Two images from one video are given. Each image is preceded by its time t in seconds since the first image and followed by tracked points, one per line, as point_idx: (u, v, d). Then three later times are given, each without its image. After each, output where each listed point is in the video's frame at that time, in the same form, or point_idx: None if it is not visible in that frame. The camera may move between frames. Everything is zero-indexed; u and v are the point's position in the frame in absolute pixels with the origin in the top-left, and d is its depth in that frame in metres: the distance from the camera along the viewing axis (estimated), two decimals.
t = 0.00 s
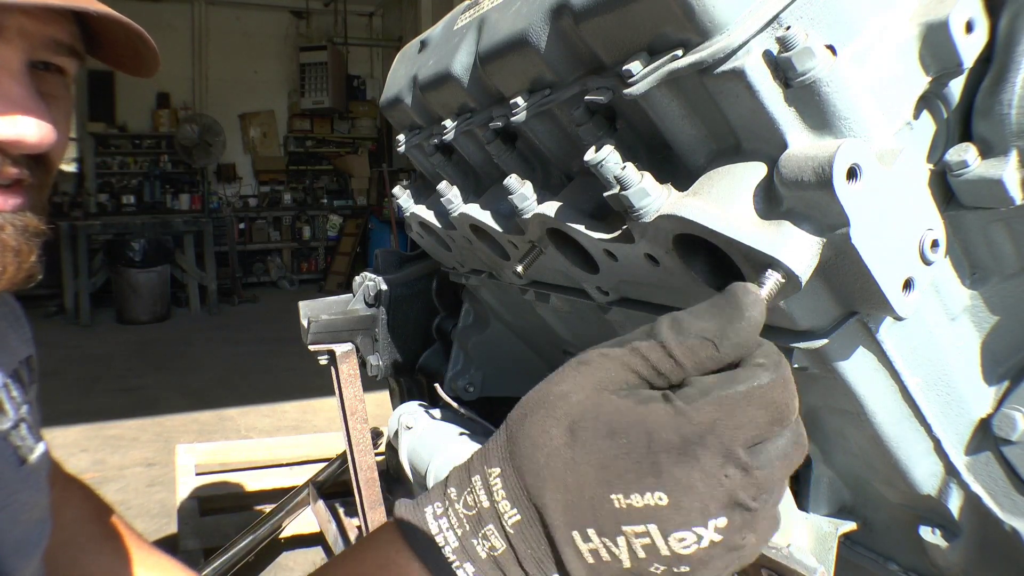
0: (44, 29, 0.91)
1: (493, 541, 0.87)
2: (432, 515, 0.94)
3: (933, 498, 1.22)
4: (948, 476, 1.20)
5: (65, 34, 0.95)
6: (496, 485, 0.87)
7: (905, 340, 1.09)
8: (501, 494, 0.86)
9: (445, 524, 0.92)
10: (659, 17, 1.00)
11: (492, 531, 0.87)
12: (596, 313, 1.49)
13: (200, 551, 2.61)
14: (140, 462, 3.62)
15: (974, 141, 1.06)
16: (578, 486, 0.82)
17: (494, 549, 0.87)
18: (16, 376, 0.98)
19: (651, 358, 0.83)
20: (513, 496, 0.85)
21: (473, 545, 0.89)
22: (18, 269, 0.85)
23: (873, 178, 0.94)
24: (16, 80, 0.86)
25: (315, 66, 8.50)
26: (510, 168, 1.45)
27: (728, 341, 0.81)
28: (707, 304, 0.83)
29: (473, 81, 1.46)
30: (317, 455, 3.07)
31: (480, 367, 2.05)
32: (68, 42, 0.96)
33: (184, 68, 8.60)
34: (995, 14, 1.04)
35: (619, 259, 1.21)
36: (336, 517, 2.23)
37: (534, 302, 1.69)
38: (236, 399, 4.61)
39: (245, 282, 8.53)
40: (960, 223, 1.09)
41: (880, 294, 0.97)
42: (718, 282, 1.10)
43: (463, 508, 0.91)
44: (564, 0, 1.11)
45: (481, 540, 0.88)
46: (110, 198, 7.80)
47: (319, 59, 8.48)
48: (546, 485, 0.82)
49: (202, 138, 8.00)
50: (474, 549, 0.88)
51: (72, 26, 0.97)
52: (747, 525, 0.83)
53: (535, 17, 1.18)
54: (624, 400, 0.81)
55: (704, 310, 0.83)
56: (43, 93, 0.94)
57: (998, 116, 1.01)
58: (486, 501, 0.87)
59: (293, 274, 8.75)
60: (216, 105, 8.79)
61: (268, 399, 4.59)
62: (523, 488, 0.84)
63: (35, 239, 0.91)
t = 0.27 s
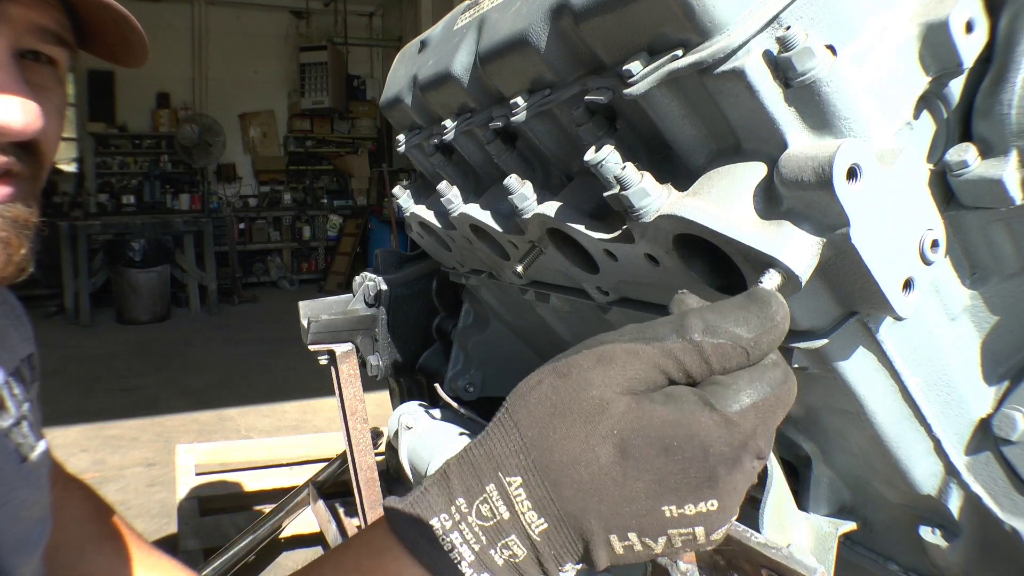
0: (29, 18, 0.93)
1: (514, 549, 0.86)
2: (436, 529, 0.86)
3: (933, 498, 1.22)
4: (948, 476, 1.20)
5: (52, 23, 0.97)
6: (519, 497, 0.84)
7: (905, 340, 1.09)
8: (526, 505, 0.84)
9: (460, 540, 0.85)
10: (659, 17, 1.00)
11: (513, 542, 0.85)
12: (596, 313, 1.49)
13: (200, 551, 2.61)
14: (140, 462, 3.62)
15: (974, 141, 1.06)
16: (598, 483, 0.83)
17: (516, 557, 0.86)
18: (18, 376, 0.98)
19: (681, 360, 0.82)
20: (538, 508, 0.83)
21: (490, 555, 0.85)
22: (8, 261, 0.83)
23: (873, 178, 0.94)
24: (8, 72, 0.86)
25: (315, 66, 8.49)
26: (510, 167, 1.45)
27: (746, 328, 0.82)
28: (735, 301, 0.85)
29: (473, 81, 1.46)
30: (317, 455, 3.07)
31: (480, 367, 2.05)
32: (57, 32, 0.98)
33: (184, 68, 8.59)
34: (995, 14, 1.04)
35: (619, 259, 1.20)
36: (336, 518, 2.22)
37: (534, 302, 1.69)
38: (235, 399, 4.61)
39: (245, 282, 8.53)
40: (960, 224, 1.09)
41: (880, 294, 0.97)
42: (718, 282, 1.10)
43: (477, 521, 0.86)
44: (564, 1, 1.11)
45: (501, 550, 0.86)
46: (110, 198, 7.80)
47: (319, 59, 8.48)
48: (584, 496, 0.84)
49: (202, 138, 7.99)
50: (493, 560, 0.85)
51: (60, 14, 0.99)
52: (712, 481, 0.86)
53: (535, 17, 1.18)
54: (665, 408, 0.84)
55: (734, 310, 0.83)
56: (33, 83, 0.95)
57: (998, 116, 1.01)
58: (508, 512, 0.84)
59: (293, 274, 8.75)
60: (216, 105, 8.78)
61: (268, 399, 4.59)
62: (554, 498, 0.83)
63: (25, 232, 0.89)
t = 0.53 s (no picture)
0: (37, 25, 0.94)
1: (513, 546, 0.85)
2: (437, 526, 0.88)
3: (933, 498, 1.22)
4: (947, 476, 1.20)
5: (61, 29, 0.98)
6: (514, 490, 0.84)
7: (905, 340, 1.09)
8: (521, 499, 0.84)
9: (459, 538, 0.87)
10: (659, 17, 1.00)
11: (512, 539, 0.85)
12: (596, 314, 1.49)
13: (200, 551, 2.62)
14: (140, 462, 3.62)
15: (974, 142, 1.06)
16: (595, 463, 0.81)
17: (515, 555, 0.86)
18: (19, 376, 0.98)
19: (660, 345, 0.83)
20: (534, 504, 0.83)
21: (490, 553, 0.86)
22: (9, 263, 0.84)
23: (873, 179, 0.94)
24: (9, 70, 0.86)
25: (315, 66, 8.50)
26: (509, 167, 1.45)
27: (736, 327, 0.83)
28: (720, 299, 0.87)
29: (473, 81, 1.46)
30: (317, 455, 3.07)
31: (480, 367, 2.04)
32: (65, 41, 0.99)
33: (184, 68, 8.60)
34: (995, 14, 1.04)
35: (619, 259, 1.20)
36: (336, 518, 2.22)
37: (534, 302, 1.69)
38: (235, 399, 4.61)
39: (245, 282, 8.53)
40: (960, 224, 1.09)
41: (880, 294, 0.97)
42: (718, 282, 1.10)
43: (475, 518, 0.87)
44: (564, 0, 1.11)
45: (500, 548, 0.86)
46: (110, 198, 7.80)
47: (319, 59, 8.48)
48: (577, 488, 0.82)
49: (202, 138, 7.99)
50: (493, 558, 0.86)
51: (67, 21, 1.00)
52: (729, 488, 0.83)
53: (535, 17, 1.18)
54: (648, 395, 0.82)
55: (715, 306, 0.85)
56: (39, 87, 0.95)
57: (998, 116, 1.01)
58: (503, 508, 0.85)
59: (293, 274, 8.75)
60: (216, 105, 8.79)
61: (268, 399, 4.59)
62: (547, 492, 0.83)
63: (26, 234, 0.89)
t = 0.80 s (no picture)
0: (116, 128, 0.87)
1: (474, 523, 0.91)
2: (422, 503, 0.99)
3: (933, 498, 1.22)
4: (947, 476, 1.20)
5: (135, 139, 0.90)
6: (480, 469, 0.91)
7: (905, 340, 1.09)
8: (484, 475, 0.90)
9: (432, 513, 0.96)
10: (659, 17, 1.00)
11: (473, 514, 0.91)
12: (596, 314, 1.49)
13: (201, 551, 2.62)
14: (140, 462, 3.62)
15: (974, 141, 1.06)
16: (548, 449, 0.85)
17: (477, 533, 0.90)
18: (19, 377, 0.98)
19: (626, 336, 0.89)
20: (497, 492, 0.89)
21: (456, 530, 0.93)
22: None
23: (873, 179, 0.94)
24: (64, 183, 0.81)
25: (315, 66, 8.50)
26: (510, 167, 1.45)
27: (698, 325, 0.86)
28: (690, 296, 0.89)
29: (473, 81, 1.46)
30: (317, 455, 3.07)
31: (480, 367, 2.04)
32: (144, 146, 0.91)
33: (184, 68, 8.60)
34: (995, 14, 1.04)
35: (619, 259, 1.20)
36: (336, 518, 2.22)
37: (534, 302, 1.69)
38: (235, 399, 4.61)
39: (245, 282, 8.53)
40: (960, 224, 1.09)
41: (880, 294, 0.97)
42: (718, 282, 1.10)
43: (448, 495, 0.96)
44: (564, 1, 1.11)
45: (463, 525, 0.92)
46: (110, 198, 7.80)
47: (319, 59, 8.48)
48: (530, 455, 0.85)
49: (202, 138, 7.99)
50: (457, 535, 0.92)
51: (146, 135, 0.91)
52: (728, 496, 0.82)
53: (535, 17, 1.18)
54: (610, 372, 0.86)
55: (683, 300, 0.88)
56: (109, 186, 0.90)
57: (998, 116, 1.01)
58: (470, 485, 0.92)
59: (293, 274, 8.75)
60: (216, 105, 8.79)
61: (268, 399, 4.59)
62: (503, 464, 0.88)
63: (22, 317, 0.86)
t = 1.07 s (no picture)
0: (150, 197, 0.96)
1: None
2: None
3: (933, 498, 1.22)
4: (947, 476, 1.20)
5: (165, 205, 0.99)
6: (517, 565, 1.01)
7: (905, 340, 1.09)
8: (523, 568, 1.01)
9: None
10: (659, 17, 1.00)
11: None
12: (596, 313, 1.49)
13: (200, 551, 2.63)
14: (140, 462, 3.62)
15: (974, 141, 1.06)
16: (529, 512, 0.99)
17: None
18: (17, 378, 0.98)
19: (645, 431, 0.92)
20: (536, 574, 0.99)
21: None
22: None
23: (874, 179, 0.93)
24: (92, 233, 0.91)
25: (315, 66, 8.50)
26: (510, 167, 1.45)
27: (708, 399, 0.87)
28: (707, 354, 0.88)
29: (473, 81, 1.46)
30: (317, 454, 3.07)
31: (480, 367, 2.04)
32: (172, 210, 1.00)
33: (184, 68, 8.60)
34: (995, 14, 1.04)
35: (619, 259, 1.20)
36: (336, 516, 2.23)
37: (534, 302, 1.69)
38: (235, 399, 4.61)
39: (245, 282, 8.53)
40: (960, 224, 1.09)
41: (880, 294, 0.97)
42: (718, 282, 1.10)
43: None
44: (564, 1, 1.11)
45: None
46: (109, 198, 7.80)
47: (319, 59, 8.48)
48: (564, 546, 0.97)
49: (202, 138, 7.99)
50: None
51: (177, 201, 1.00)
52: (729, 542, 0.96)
53: (535, 17, 1.18)
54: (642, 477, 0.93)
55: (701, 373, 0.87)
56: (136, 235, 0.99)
57: (998, 116, 1.01)
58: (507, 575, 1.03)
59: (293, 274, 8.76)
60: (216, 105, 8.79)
61: (268, 399, 4.59)
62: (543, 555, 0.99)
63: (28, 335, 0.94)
